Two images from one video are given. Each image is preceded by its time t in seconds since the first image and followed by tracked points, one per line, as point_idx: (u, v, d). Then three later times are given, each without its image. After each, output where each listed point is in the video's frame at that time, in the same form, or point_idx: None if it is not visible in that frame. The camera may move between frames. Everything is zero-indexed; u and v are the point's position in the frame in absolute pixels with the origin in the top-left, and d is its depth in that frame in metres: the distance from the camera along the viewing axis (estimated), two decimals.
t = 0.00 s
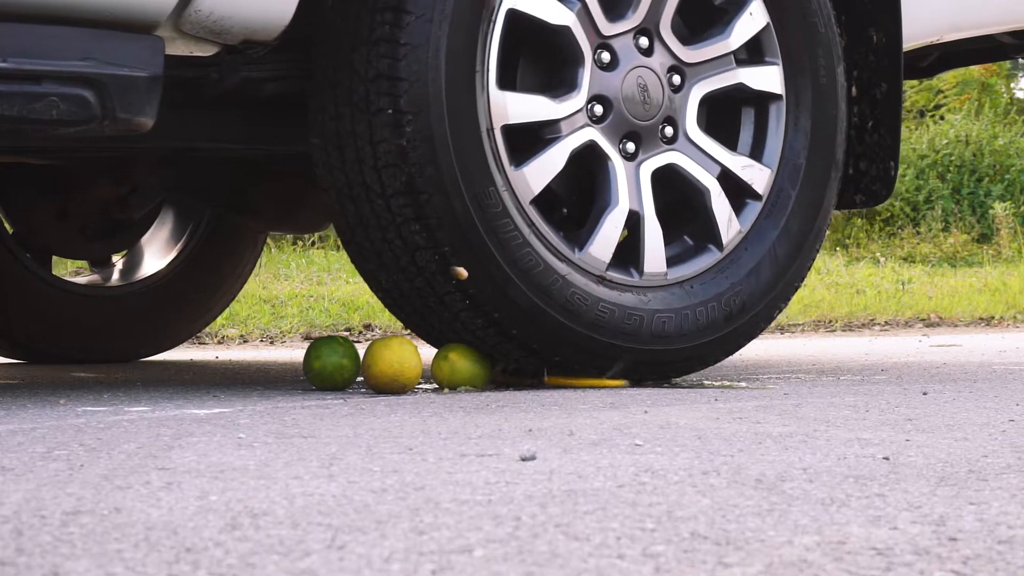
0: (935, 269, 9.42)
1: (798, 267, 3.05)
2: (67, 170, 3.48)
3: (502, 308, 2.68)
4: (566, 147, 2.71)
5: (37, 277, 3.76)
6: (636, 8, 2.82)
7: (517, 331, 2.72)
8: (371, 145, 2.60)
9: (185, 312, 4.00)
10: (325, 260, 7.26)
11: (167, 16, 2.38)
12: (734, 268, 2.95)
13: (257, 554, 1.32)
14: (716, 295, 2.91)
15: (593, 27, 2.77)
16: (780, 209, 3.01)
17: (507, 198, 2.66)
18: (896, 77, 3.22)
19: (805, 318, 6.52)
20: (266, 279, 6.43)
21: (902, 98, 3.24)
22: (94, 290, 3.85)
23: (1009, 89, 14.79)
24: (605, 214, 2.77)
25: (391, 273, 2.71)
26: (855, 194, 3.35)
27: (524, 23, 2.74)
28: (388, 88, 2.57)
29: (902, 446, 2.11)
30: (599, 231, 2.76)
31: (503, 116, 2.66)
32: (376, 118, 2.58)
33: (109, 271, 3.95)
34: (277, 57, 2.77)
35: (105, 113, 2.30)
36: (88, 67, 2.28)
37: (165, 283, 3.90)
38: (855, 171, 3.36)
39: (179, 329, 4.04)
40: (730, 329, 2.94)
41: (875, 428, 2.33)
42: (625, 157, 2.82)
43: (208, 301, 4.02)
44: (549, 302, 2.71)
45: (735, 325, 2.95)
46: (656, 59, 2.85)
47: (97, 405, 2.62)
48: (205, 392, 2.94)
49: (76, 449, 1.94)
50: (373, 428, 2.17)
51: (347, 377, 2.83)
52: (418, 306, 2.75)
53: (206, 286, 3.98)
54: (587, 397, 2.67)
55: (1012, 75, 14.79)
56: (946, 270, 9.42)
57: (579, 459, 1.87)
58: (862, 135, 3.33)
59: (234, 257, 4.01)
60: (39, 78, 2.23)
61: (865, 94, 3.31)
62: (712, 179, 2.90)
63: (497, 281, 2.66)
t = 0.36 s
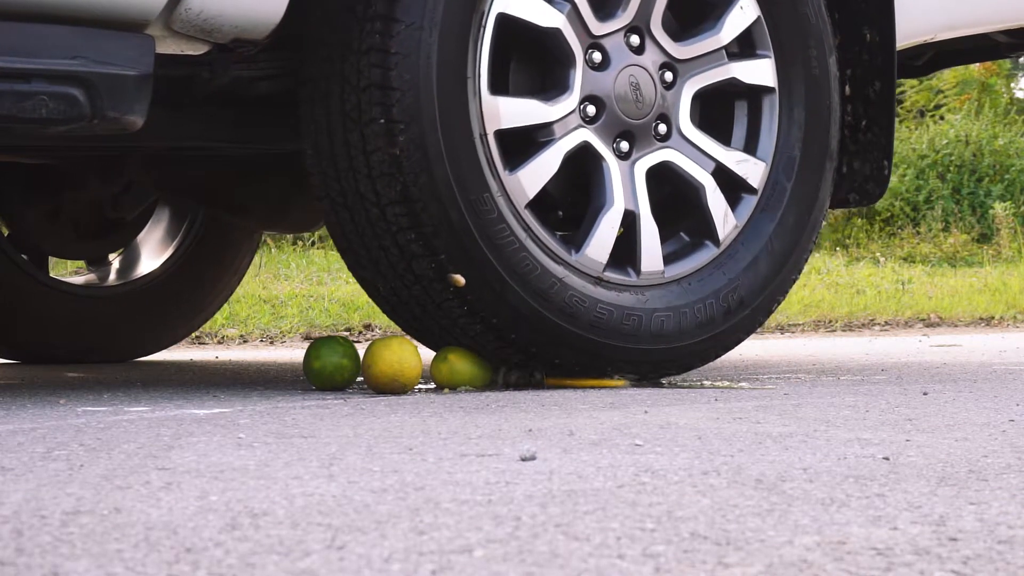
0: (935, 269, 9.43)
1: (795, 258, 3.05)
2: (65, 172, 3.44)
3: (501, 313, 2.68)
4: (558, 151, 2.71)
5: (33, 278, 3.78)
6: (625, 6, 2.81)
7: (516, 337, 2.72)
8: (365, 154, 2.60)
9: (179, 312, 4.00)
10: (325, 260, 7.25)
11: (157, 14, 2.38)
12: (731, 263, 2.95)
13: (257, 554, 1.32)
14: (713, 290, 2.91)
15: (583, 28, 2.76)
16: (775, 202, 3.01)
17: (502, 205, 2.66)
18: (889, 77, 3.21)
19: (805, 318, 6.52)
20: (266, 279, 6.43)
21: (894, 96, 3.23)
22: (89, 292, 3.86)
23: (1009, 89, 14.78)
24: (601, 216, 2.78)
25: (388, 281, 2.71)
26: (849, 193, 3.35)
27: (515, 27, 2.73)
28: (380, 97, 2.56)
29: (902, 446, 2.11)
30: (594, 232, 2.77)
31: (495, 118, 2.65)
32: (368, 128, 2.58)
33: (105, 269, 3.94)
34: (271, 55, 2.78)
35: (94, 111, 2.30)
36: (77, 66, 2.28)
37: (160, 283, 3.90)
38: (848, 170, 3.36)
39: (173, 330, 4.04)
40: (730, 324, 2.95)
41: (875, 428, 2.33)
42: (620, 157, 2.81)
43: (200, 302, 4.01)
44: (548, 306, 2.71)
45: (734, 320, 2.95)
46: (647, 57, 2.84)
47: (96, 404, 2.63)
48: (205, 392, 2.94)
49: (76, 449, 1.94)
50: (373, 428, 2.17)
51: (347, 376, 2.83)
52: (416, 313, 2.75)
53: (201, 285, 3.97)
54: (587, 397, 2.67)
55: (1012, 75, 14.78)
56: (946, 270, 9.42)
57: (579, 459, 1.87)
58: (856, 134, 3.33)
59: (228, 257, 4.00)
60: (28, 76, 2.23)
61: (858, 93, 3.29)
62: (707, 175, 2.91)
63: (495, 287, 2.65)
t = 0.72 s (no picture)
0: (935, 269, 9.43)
1: (790, 251, 3.05)
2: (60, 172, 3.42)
3: (499, 322, 2.68)
4: (550, 155, 2.71)
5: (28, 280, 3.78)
6: (611, 6, 2.80)
7: (514, 344, 2.72)
8: (357, 169, 2.60)
9: (173, 312, 4.00)
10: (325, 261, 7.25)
11: (144, 12, 2.37)
12: (727, 258, 2.94)
13: (257, 554, 1.32)
14: (711, 285, 2.91)
15: (571, 30, 2.75)
16: (769, 195, 3.00)
17: (496, 213, 2.66)
18: (881, 74, 3.20)
19: (805, 318, 6.52)
20: (266, 279, 6.43)
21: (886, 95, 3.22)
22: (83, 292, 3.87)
23: (1009, 90, 14.78)
24: (594, 220, 2.77)
25: (385, 292, 2.71)
26: (841, 193, 3.35)
27: (503, 32, 2.72)
28: (370, 111, 2.56)
29: (902, 446, 2.11)
30: (590, 233, 2.77)
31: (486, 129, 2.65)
32: (359, 142, 2.58)
33: (101, 268, 3.93)
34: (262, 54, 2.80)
35: (81, 110, 2.30)
36: (63, 64, 2.27)
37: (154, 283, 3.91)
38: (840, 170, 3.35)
39: (166, 331, 4.05)
40: (729, 318, 2.95)
41: (875, 428, 2.33)
42: (612, 156, 2.81)
43: (195, 302, 4.02)
44: (546, 311, 2.71)
45: (732, 315, 2.95)
46: (637, 55, 2.83)
47: (96, 404, 2.62)
48: (205, 392, 2.94)
49: (76, 449, 1.94)
50: (373, 428, 2.17)
51: (347, 376, 2.83)
52: (413, 322, 2.75)
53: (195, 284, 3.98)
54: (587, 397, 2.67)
55: (1012, 75, 14.78)
56: (946, 270, 9.42)
57: (579, 459, 1.87)
58: (848, 134, 3.31)
59: (221, 257, 4.01)
60: (14, 75, 2.23)
61: (850, 91, 3.28)
62: (701, 171, 2.90)
63: (492, 295, 2.65)
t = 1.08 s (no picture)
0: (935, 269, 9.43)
1: (787, 244, 3.06)
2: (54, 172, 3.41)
3: (498, 327, 2.68)
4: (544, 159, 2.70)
5: (24, 281, 3.77)
6: (603, 5, 2.79)
7: (515, 348, 2.72)
8: (351, 179, 2.59)
9: (164, 312, 4.00)
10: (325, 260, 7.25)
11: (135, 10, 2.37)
12: (725, 253, 2.95)
13: (257, 554, 1.32)
14: (709, 282, 2.91)
15: (562, 31, 2.74)
16: (766, 187, 3.01)
17: (492, 219, 2.66)
18: (876, 73, 3.20)
19: (805, 318, 6.52)
20: (266, 280, 6.43)
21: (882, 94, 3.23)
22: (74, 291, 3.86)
23: (1009, 89, 14.78)
24: (590, 221, 2.77)
25: (383, 300, 2.71)
26: (835, 192, 3.35)
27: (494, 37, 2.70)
28: (362, 122, 2.55)
29: (902, 446, 2.11)
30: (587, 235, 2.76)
31: (479, 135, 2.65)
32: (353, 152, 2.57)
33: (97, 267, 3.92)
34: (252, 54, 2.76)
35: (71, 110, 2.29)
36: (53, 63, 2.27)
37: (145, 283, 3.91)
38: (835, 169, 3.35)
39: (157, 331, 4.04)
40: (729, 313, 2.95)
41: (875, 428, 2.33)
42: (607, 156, 2.81)
43: (189, 303, 4.03)
44: (546, 315, 2.71)
45: (731, 310, 2.96)
46: (629, 54, 2.83)
47: (96, 404, 2.63)
48: (203, 392, 2.94)
49: (76, 449, 1.94)
50: (373, 428, 2.17)
51: (347, 374, 2.82)
52: (411, 330, 2.75)
53: (188, 285, 3.98)
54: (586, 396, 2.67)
55: (1013, 75, 14.77)
56: (946, 270, 9.42)
57: (579, 459, 1.87)
58: (843, 134, 3.31)
59: (213, 257, 4.02)
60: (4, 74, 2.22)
61: (845, 91, 3.28)
62: (696, 168, 2.90)
63: (490, 302, 2.65)
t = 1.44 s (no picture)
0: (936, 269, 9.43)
1: (783, 236, 3.05)
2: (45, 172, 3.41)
3: (498, 335, 2.69)
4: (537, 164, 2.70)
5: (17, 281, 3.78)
6: (590, 6, 2.77)
7: (515, 355, 2.73)
8: (345, 194, 2.59)
9: (158, 313, 4.00)
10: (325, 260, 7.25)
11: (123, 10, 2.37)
12: (721, 247, 2.94)
13: (257, 554, 1.32)
14: (707, 276, 2.91)
15: (550, 33, 2.73)
16: (761, 177, 3.00)
17: (487, 227, 2.65)
18: (870, 73, 3.19)
19: (805, 318, 6.52)
20: (265, 279, 6.43)
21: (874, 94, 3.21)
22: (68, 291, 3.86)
23: (1010, 89, 14.78)
24: (587, 222, 2.76)
25: (381, 311, 2.72)
26: (829, 192, 3.35)
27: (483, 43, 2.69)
28: (354, 137, 2.54)
29: (903, 446, 2.11)
30: (583, 239, 2.76)
31: (471, 143, 2.64)
32: (345, 167, 2.57)
33: (94, 264, 3.92)
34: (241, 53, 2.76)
35: (57, 110, 2.28)
36: (40, 64, 2.26)
37: (139, 283, 3.91)
38: (827, 169, 3.35)
39: (151, 332, 4.04)
40: (728, 307, 2.96)
41: (875, 428, 2.33)
42: (600, 157, 2.80)
43: (182, 306, 4.02)
44: (545, 321, 2.71)
45: (730, 304, 2.96)
46: (618, 52, 2.82)
47: (96, 404, 2.63)
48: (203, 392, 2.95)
49: (76, 449, 1.94)
50: (373, 428, 2.17)
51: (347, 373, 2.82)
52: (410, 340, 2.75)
53: (182, 285, 3.98)
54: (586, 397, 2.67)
55: (1013, 76, 14.76)
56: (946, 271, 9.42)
57: (579, 459, 1.87)
58: (835, 133, 3.30)
59: (206, 258, 4.00)
60: None
61: (838, 91, 3.27)
62: (690, 164, 2.90)
63: (489, 310, 2.66)
